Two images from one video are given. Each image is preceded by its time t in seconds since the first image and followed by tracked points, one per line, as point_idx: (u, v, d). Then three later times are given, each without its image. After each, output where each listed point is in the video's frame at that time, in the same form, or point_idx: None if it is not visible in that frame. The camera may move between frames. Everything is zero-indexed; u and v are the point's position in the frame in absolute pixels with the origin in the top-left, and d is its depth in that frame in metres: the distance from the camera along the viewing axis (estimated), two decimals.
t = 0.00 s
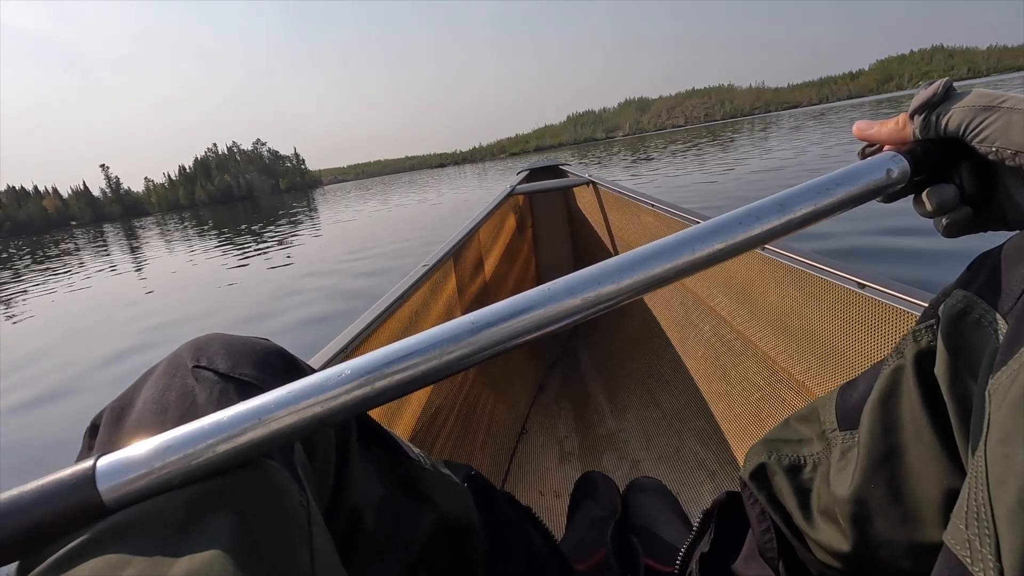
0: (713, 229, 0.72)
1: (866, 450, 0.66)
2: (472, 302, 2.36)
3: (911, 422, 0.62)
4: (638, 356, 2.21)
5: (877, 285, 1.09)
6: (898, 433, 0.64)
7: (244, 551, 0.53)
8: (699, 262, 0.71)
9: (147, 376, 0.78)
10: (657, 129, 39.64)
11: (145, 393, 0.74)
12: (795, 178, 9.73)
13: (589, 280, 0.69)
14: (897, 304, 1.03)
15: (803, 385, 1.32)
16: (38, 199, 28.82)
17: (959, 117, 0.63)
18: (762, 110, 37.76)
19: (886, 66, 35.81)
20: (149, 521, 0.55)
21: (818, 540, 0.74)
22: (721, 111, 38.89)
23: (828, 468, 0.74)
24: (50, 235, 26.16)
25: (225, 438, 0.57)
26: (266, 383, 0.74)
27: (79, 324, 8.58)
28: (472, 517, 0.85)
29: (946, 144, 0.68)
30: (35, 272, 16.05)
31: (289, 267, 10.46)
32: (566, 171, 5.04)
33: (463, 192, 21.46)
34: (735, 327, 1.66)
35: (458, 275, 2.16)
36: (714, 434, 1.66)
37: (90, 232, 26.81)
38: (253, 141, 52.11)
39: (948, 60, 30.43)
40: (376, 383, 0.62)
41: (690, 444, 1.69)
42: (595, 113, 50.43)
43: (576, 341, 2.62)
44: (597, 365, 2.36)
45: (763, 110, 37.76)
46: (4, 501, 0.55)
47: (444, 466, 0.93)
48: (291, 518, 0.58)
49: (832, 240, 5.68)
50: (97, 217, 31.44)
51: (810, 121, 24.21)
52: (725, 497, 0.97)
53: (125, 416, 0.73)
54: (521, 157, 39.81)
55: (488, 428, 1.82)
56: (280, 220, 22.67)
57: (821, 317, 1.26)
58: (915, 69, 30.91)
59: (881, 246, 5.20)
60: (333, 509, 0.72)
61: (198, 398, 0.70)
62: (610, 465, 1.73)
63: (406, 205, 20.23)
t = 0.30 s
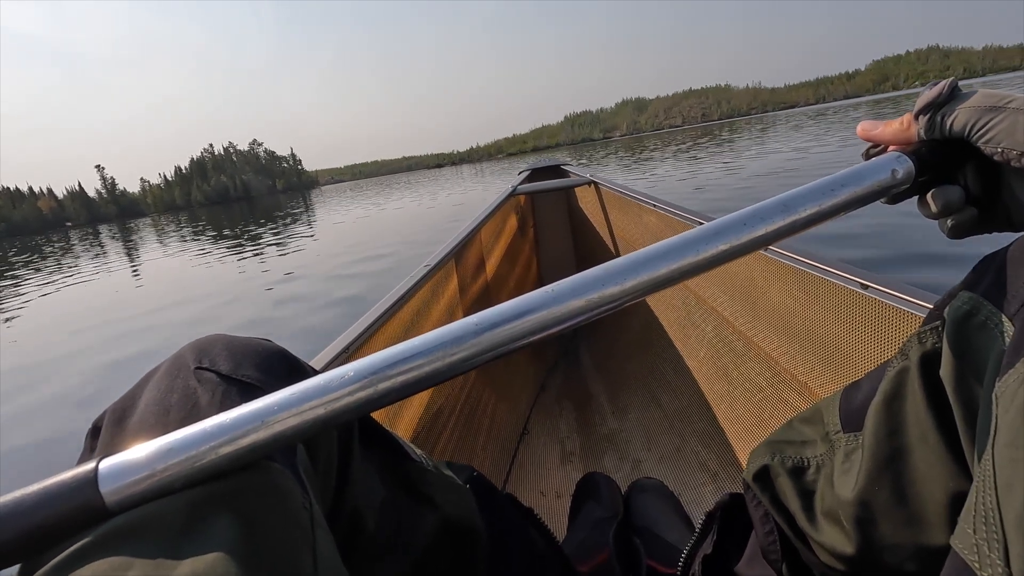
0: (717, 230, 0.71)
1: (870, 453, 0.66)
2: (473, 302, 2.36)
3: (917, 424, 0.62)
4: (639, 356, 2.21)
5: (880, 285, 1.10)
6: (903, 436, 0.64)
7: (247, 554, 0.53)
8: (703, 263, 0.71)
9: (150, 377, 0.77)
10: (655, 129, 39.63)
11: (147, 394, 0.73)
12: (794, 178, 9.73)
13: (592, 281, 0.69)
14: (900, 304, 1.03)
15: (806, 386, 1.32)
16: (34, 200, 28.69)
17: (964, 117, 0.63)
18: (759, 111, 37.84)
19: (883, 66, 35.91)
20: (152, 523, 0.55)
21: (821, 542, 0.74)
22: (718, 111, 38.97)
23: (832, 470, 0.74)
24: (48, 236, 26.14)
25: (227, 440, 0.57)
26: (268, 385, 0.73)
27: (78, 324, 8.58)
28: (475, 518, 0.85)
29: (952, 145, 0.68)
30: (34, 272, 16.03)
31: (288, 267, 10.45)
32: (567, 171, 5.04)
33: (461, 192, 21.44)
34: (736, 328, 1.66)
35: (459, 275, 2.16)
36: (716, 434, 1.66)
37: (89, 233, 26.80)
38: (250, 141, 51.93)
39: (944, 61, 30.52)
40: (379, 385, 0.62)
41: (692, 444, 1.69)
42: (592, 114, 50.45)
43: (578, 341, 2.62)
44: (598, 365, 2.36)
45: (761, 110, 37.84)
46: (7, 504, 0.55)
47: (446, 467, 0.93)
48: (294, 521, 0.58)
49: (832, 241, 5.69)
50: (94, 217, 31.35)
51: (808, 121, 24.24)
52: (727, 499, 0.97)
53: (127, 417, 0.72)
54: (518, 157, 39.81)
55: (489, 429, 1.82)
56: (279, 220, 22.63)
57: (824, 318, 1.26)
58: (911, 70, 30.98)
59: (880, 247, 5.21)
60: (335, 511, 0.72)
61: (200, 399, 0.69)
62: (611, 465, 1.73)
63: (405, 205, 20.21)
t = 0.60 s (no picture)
0: (716, 232, 0.71)
1: (868, 455, 0.66)
2: (473, 302, 2.36)
3: (915, 428, 0.62)
4: (639, 357, 2.21)
5: (879, 287, 1.10)
6: (902, 438, 0.64)
7: (245, 553, 0.53)
8: (702, 264, 0.70)
9: (148, 374, 0.77)
10: (653, 129, 39.67)
11: (144, 393, 0.73)
12: (793, 179, 9.74)
13: (591, 281, 0.69)
14: (898, 307, 1.03)
15: (804, 386, 1.32)
16: (31, 200, 28.61)
17: (964, 121, 0.63)
18: (756, 111, 37.90)
19: (879, 67, 36.01)
20: (147, 522, 0.54)
21: (819, 544, 0.74)
22: (714, 112, 39.05)
23: (831, 472, 0.74)
24: (45, 236, 26.09)
25: (225, 438, 0.56)
26: (266, 384, 0.73)
27: (76, 324, 8.56)
28: (472, 519, 0.85)
29: (952, 148, 0.68)
30: (32, 272, 16.02)
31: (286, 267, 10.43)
32: (567, 171, 5.04)
33: (460, 192, 21.43)
34: (735, 329, 1.66)
35: (459, 274, 2.16)
36: (714, 436, 1.66)
37: (86, 233, 26.75)
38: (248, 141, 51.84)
39: (941, 62, 30.63)
40: (377, 384, 0.62)
41: (690, 445, 1.69)
42: (590, 114, 50.47)
43: (577, 341, 2.62)
44: (597, 365, 2.36)
45: (758, 111, 37.90)
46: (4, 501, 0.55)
47: (444, 467, 0.93)
48: (291, 521, 0.58)
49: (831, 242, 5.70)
50: (91, 217, 31.26)
51: (805, 122, 24.27)
52: (724, 501, 0.97)
53: (124, 414, 0.72)
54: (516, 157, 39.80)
55: (488, 428, 1.82)
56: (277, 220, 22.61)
57: (823, 319, 1.26)
58: (907, 71, 31.07)
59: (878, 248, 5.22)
60: (332, 510, 0.72)
61: (198, 397, 0.69)
62: (610, 466, 1.73)
63: (403, 205, 20.19)
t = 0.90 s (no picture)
0: (714, 229, 0.71)
1: (868, 452, 0.66)
2: (474, 302, 2.36)
3: (915, 425, 0.63)
4: (640, 356, 2.21)
5: (880, 284, 1.10)
6: (902, 435, 0.64)
7: (245, 554, 0.52)
8: (700, 262, 0.71)
9: (148, 377, 0.77)
10: (651, 129, 39.68)
11: (145, 395, 0.73)
12: (792, 178, 9.75)
13: (590, 280, 0.69)
14: (899, 303, 1.03)
15: (806, 384, 1.32)
16: (27, 202, 28.46)
17: (963, 116, 0.63)
18: (753, 111, 37.95)
19: (876, 66, 36.11)
20: (148, 524, 0.54)
21: (820, 541, 0.74)
22: (712, 111, 39.11)
23: (831, 469, 0.74)
24: (43, 237, 26.04)
25: (224, 440, 0.56)
26: (266, 385, 0.73)
27: (75, 325, 8.56)
28: (474, 518, 0.84)
29: (951, 143, 0.68)
30: (30, 273, 15.98)
31: (285, 267, 10.42)
32: (567, 170, 5.04)
33: (458, 192, 21.41)
34: (736, 326, 1.67)
35: (459, 274, 2.16)
36: (716, 434, 1.66)
37: (84, 234, 26.70)
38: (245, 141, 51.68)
39: (937, 61, 30.73)
40: (376, 385, 0.62)
41: (692, 443, 1.69)
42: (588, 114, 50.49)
43: (578, 340, 2.62)
44: (599, 364, 2.36)
45: (755, 110, 37.96)
46: (4, 504, 0.55)
47: (445, 467, 0.93)
48: (291, 522, 0.57)
49: (830, 241, 5.70)
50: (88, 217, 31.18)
51: (803, 121, 24.30)
52: (726, 498, 0.97)
53: (126, 416, 0.72)
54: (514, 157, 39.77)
55: (490, 428, 1.82)
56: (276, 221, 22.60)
57: (824, 317, 1.26)
58: (904, 71, 31.17)
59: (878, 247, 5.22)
60: (333, 510, 0.72)
61: (198, 399, 0.69)
62: (612, 465, 1.73)
63: (401, 205, 20.16)
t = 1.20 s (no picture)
0: (718, 223, 0.72)
1: (875, 445, 0.67)
2: (476, 301, 2.36)
3: (921, 417, 0.63)
4: (643, 353, 2.22)
5: (884, 278, 1.10)
6: (907, 426, 0.65)
7: (256, 552, 0.52)
8: (704, 255, 0.71)
9: (157, 378, 0.77)
10: (646, 130, 39.81)
11: (154, 396, 0.73)
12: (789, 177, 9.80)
13: (595, 276, 0.69)
14: (903, 296, 1.04)
15: (810, 379, 1.33)
16: (20, 204, 28.26)
17: (963, 106, 0.64)
18: (748, 111, 38.13)
19: (869, 67, 36.37)
20: (157, 525, 0.54)
21: (827, 534, 0.74)
22: (707, 111, 39.27)
23: (837, 462, 0.75)
24: (37, 240, 25.87)
25: (233, 441, 0.56)
26: (274, 385, 0.73)
27: (71, 328, 8.51)
28: (481, 516, 0.84)
29: (951, 132, 0.69)
30: (26, 276, 15.89)
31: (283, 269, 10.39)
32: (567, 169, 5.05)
33: (455, 192, 21.41)
34: (739, 323, 1.68)
35: (461, 274, 2.16)
36: (721, 430, 1.67)
37: (79, 237, 26.55)
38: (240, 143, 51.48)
39: (929, 61, 30.98)
40: (382, 383, 0.62)
41: (696, 439, 1.70)
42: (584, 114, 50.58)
43: (581, 338, 2.63)
44: (602, 362, 2.37)
45: (749, 110, 38.13)
46: (16, 507, 0.54)
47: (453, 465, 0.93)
48: (301, 520, 0.57)
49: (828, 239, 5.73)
50: (82, 220, 30.98)
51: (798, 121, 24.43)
52: (732, 493, 0.98)
53: (136, 418, 0.72)
54: (510, 158, 39.78)
55: (493, 427, 1.82)
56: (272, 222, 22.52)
57: (827, 312, 1.27)
58: (896, 71, 31.43)
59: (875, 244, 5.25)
60: (341, 509, 0.73)
61: (206, 401, 0.69)
62: (616, 462, 1.73)
63: (398, 206, 20.13)
